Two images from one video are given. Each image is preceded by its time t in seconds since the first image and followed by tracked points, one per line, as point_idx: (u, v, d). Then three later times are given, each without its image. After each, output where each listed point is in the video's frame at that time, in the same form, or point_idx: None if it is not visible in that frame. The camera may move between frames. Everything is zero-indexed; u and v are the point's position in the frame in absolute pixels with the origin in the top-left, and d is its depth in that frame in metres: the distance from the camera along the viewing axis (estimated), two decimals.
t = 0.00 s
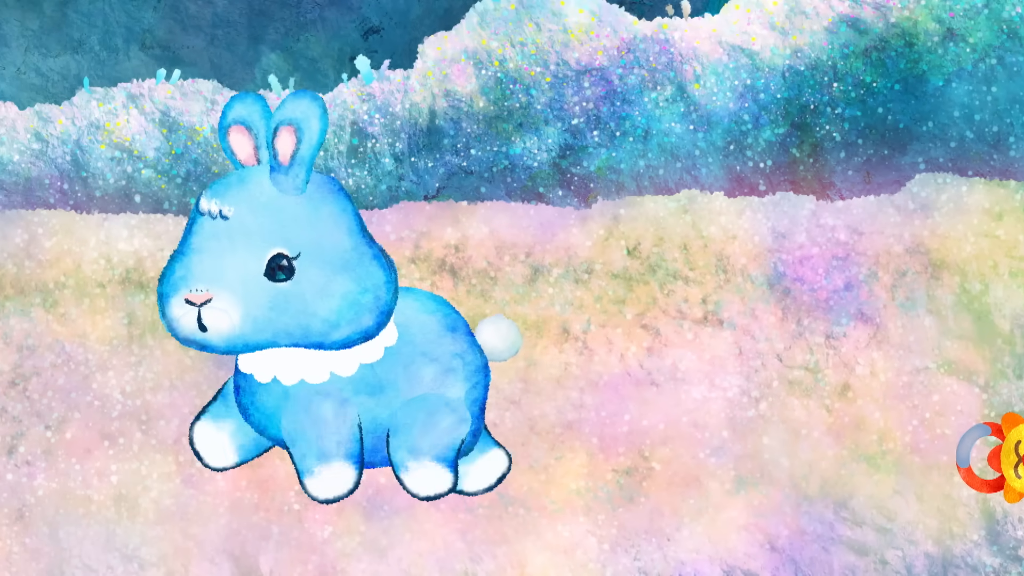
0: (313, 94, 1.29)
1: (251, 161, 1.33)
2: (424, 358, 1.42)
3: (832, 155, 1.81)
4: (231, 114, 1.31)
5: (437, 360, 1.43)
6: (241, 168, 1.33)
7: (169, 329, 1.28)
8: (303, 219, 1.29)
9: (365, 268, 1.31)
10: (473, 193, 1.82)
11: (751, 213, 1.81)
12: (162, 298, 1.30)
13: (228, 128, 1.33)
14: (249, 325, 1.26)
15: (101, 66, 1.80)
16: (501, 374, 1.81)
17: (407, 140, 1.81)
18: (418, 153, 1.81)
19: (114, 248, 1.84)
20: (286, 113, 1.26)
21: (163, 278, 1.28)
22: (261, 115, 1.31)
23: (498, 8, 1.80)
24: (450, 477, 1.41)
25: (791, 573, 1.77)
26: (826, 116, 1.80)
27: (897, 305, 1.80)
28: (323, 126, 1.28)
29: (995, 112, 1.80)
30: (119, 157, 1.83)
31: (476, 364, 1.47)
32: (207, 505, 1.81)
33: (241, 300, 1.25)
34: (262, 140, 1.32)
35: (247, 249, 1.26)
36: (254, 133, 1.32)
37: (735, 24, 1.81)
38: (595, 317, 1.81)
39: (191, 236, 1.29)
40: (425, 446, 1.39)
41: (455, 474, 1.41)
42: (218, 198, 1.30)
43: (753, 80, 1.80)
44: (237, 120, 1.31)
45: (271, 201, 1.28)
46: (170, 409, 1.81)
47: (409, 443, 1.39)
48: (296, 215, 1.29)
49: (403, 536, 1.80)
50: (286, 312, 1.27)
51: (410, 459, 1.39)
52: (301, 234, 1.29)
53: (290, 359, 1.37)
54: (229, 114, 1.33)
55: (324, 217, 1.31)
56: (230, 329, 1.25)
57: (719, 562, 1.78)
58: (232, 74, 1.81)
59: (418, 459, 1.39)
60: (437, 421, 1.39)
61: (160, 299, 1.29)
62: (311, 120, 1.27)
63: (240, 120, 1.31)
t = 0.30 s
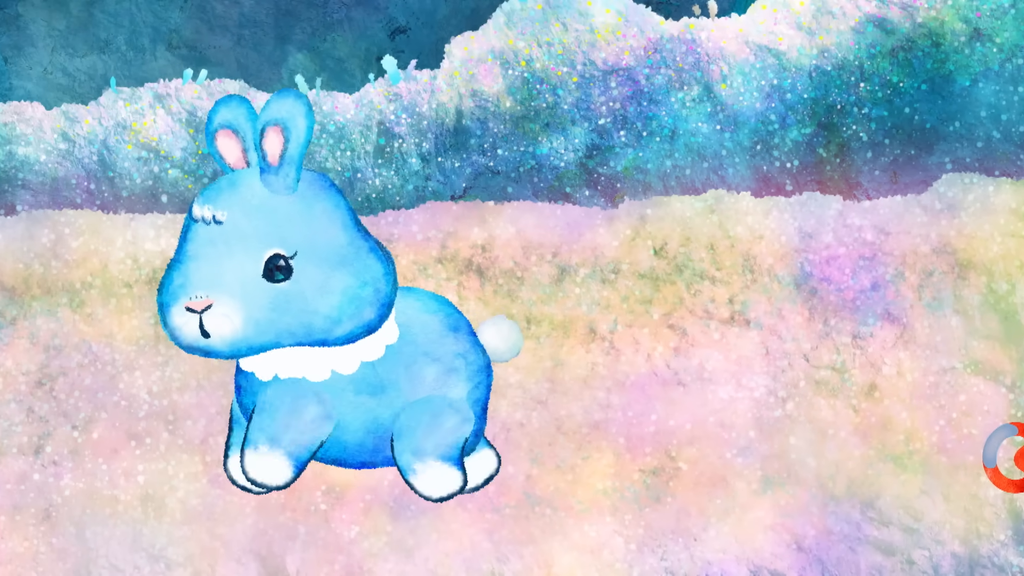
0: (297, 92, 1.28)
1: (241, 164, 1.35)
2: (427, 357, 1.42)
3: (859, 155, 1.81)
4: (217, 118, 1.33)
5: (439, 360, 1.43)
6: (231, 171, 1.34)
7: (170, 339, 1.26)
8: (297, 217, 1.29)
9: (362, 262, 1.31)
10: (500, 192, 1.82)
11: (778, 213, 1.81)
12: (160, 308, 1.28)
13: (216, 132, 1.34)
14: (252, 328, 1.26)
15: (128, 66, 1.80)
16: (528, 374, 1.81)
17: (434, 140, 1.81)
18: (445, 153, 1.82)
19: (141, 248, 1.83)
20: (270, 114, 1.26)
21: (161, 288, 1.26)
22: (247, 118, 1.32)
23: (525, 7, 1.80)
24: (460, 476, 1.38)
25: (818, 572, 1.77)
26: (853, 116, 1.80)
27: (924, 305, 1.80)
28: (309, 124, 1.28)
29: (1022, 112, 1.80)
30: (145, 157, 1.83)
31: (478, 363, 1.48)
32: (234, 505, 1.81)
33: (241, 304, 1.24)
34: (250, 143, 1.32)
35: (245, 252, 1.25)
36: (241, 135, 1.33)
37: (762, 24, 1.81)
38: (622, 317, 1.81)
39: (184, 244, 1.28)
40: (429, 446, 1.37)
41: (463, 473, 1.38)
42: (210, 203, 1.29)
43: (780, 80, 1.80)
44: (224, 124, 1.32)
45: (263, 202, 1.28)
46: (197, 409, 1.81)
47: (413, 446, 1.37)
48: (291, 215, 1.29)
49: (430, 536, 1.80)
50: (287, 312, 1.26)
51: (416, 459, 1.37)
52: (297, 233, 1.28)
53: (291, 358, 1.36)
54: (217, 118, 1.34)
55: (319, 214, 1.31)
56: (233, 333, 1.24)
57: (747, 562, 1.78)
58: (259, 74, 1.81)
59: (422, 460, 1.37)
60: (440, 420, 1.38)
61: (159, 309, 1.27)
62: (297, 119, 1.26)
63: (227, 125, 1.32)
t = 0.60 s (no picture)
0: (271, 98, 1.29)
1: (226, 177, 1.36)
2: (431, 358, 1.42)
3: (902, 155, 1.81)
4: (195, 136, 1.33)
5: (444, 360, 1.42)
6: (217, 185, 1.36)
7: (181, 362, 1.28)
8: (288, 223, 1.30)
9: (360, 258, 1.32)
10: (544, 192, 1.82)
11: (822, 213, 1.81)
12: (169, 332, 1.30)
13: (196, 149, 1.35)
14: (259, 338, 1.26)
15: (171, 66, 1.80)
16: (571, 374, 1.81)
17: (478, 140, 1.81)
18: (488, 153, 1.82)
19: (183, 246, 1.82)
20: (248, 124, 1.27)
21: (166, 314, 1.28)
22: (225, 131, 1.32)
23: (569, 7, 1.79)
24: (522, 450, 1.37)
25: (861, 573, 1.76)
26: (897, 116, 1.80)
27: (967, 305, 1.80)
28: (288, 128, 1.29)
29: None
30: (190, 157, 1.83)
31: (482, 364, 1.46)
32: (278, 505, 1.81)
33: (245, 316, 1.25)
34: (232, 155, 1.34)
35: (243, 265, 1.27)
36: (222, 149, 1.34)
37: (805, 24, 1.80)
38: (666, 317, 1.81)
39: (182, 267, 1.30)
40: (473, 450, 1.35)
41: (522, 445, 1.37)
42: (201, 222, 1.30)
43: (823, 80, 1.80)
44: (203, 140, 1.33)
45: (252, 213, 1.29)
46: (240, 409, 1.80)
47: (464, 463, 1.35)
48: (282, 222, 1.30)
49: (474, 536, 1.80)
50: (292, 318, 1.27)
51: (478, 471, 1.34)
52: (290, 239, 1.29)
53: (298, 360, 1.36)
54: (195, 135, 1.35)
55: (309, 218, 1.32)
56: (241, 346, 1.25)
57: (790, 562, 1.78)
58: (302, 74, 1.81)
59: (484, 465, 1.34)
60: (458, 423, 1.36)
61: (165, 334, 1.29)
62: (275, 125, 1.28)
63: (205, 140, 1.33)
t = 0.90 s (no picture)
0: (286, 93, 1.32)
1: (238, 170, 1.39)
2: (436, 357, 1.47)
3: (933, 155, 1.81)
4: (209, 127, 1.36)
5: (449, 360, 1.48)
6: (229, 178, 1.38)
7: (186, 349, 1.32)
8: (298, 219, 1.33)
9: (368, 256, 1.35)
10: (575, 193, 1.82)
11: (853, 213, 1.82)
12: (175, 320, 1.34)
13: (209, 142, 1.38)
14: (265, 331, 1.30)
15: (203, 66, 1.80)
16: (603, 374, 1.81)
17: (509, 140, 1.81)
18: (520, 153, 1.82)
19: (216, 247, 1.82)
20: (263, 117, 1.30)
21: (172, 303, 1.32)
22: (239, 123, 1.36)
23: (600, 7, 1.79)
24: (480, 462, 1.45)
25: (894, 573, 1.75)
26: (928, 116, 1.79)
27: (999, 305, 1.80)
28: (302, 123, 1.32)
29: None
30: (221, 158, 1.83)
31: (487, 364, 1.52)
32: (309, 505, 1.81)
33: (252, 309, 1.28)
34: (245, 148, 1.37)
35: (251, 259, 1.30)
36: (236, 142, 1.37)
37: (837, 24, 1.81)
38: (697, 317, 1.81)
39: (190, 257, 1.33)
40: (443, 446, 1.44)
41: (481, 459, 1.45)
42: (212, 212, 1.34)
43: (854, 80, 1.80)
44: (218, 132, 1.36)
45: (263, 207, 1.33)
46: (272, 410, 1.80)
47: (428, 450, 1.43)
48: (292, 217, 1.33)
49: (504, 536, 1.80)
50: (298, 313, 1.31)
51: (434, 463, 1.43)
52: (300, 234, 1.33)
53: (304, 358, 1.41)
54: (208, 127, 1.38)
55: (319, 214, 1.35)
56: (247, 338, 1.29)
57: (821, 562, 1.76)
58: (333, 74, 1.81)
59: (440, 462, 1.43)
60: (449, 420, 1.44)
61: (172, 323, 1.33)
62: (290, 120, 1.30)
63: (220, 132, 1.36)
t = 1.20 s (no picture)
0: (284, 95, 1.36)
1: (241, 175, 1.43)
2: (447, 357, 1.46)
3: (983, 155, 1.80)
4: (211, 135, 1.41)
5: (461, 360, 1.47)
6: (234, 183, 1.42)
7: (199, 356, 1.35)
8: (303, 221, 1.36)
9: (376, 254, 1.38)
10: (625, 193, 1.81)
11: (902, 212, 1.81)
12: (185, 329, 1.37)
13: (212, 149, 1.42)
14: (276, 335, 1.33)
15: (252, 66, 1.80)
16: (652, 373, 1.81)
17: (558, 139, 1.81)
18: (569, 153, 1.81)
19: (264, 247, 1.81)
20: (264, 121, 1.34)
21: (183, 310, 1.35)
22: (240, 129, 1.40)
23: (650, 8, 1.80)
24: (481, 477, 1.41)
25: (942, 572, 1.76)
26: (977, 116, 1.79)
27: None
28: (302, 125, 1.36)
29: None
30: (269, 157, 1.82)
31: (499, 364, 1.51)
32: (358, 505, 1.81)
33: (263, 314, 1.31)
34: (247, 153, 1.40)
35: (258, 263, 1.33)
36: (238, 147, 1.41)
37: (886, 24, 1.81)
38: (747, 317, 1.81)
39: (198, 265, 1.36)
40: (450, 445, 1.40)
41: (485, 473, 1.41)
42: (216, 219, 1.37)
43: (904, 80, 1.80)
44: (219, 139, 1.41)
45: (268, 210, 1.36)
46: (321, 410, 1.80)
47: (436, 445, 1.40)
48: (297, 219, 1.36)
49: (554, 536, 1.80)
50: (310, 315, 1.34)
51: (438, 460, 1.39)
52: (305, 236, 1.36)
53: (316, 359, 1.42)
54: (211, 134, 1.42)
55: (324, 214, 1.38)
56: (258, 342, 1.32)
57: (870, 562, 1.77)
58: (383, 74, 1.81)
59: (444, 461, 1.39)
60: (461, 421, 1.41)
61: (183, 332, 1.36)
62: (290, 122, 1.34)
63: (221, 138, 1.40)
